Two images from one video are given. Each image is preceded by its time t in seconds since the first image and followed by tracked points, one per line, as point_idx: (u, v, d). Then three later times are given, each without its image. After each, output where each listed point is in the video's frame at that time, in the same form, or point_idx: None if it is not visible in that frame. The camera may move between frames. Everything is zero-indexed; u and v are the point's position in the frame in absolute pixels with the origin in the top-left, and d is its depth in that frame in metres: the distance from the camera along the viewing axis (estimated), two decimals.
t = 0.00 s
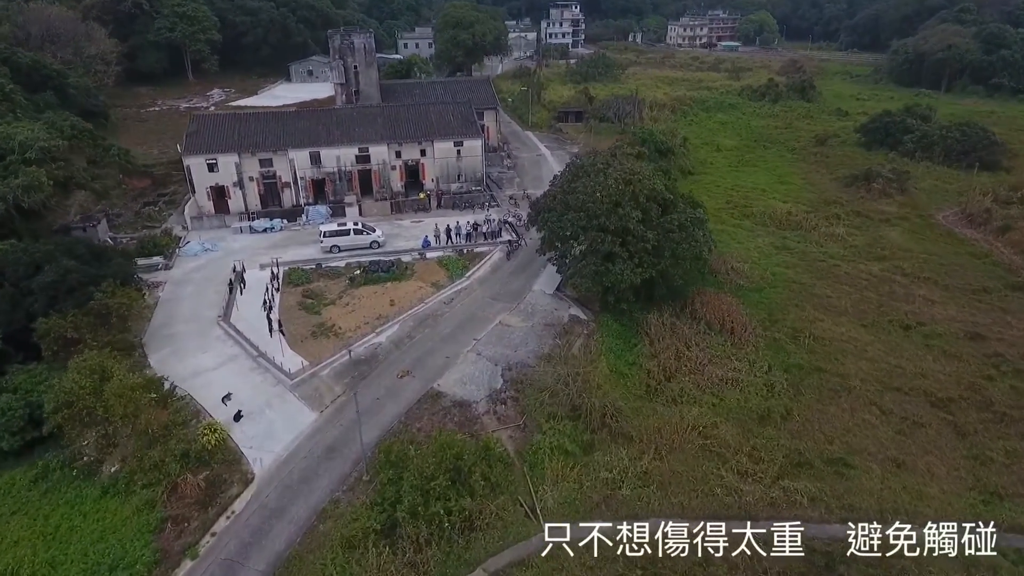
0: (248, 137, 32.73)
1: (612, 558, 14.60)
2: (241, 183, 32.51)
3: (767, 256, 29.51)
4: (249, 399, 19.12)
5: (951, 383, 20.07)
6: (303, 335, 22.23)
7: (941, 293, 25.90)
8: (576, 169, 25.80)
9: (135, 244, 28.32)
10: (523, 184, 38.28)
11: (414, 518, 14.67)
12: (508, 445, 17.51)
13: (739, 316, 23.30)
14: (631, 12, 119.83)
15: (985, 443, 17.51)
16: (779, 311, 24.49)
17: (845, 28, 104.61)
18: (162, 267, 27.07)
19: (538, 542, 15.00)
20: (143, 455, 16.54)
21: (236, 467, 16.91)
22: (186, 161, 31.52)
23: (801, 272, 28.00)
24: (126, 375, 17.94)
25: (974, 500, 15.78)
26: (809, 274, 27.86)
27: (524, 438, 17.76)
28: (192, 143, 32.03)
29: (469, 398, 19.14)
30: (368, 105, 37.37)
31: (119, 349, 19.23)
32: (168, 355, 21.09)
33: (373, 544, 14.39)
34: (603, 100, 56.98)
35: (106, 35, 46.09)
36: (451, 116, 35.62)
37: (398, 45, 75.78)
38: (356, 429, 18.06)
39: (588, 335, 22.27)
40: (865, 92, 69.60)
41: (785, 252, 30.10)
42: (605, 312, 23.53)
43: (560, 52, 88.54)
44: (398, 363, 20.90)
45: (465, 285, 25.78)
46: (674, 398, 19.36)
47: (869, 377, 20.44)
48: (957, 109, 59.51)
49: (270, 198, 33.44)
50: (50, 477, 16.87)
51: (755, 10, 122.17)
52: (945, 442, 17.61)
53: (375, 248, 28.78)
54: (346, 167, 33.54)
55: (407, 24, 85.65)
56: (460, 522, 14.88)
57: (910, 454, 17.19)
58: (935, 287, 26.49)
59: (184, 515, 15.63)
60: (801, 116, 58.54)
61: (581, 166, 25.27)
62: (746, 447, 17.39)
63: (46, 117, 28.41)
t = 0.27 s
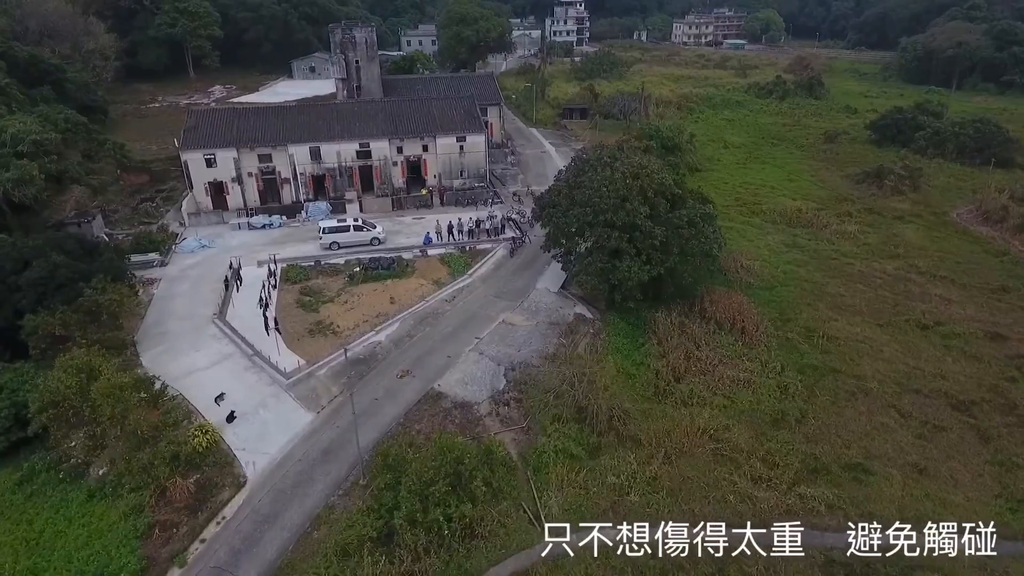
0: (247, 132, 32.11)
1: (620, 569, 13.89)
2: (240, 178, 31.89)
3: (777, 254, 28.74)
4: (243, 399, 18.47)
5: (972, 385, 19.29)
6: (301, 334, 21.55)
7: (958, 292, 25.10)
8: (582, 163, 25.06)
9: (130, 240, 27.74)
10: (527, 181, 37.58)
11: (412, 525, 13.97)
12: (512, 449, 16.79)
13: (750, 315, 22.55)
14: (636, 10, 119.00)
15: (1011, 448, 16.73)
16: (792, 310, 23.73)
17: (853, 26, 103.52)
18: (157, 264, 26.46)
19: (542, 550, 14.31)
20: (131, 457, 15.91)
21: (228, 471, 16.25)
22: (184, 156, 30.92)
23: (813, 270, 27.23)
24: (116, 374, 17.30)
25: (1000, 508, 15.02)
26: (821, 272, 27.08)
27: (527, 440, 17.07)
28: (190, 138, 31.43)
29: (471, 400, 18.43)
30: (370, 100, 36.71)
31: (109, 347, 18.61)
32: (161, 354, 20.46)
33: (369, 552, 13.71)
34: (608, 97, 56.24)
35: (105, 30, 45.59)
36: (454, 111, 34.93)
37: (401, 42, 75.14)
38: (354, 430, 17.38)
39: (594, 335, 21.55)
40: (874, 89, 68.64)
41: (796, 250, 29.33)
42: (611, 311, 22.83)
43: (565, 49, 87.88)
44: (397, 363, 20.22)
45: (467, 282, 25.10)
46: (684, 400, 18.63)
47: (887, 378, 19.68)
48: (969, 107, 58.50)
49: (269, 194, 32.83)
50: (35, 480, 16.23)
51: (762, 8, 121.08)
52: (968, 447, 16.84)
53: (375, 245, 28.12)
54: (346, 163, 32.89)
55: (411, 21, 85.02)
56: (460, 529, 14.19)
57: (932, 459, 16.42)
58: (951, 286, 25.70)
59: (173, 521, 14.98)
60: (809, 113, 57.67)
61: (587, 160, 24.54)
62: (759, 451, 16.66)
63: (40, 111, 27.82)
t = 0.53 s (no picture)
0: (243, 127, 31.40)
1: None
2: (235, 174, 31.17)
3: (787, 252, 27.93)
4: (234, 402, 17.72)
5: (994, 388, 18.47)
6: (294, 334, 20.80)
7: (976, 292, 24.27)
8: (586, 157, 24.29)
9: (122, 237, 27.07)
10: (529, 177, 36.80)
11: (408, 536, 13.21)
12: (513, 455, 16.01)
13: (761, 314, 21.77)
14: (639, 8, 118.15)
15: None
16: (804, 310, 22.91)
17: (859, 24, 102.53)
18: (149, 262, 25.76)
19: (545, 563, 13.55)
20: (114, 462, 15.18)
21: (215, 477, 15.50)
22: (178, 151, 30.21)
23: (824, 268, 26.41)
24: (99, 375, 16.58)
25: None
26: (832, 270, 26.26)
27: (529, 445, 16.31)
28: (184, 132, 30.73)
29: (471, 403, 17.65)
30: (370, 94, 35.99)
31: (94, 346, 17.89)
32: (150, 354, 19.74)
33: (362, 565, 12.96)
34: (612, 93, 55.43)
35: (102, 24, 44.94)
36: (455, 106, 34.16)
37: (402, 39, 74.40)
38: (348, 435, 16.62)
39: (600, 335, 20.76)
40: (881, 87, 67.72)
41: (806, 247, 28.51)
42: (616, 310, 22.07)
43: (567, 47, 86.97)
44: (394, 363, 19.46)
45: (468, 280, 24.33)
46: (693, 403, 17.85)
47: (904, 380, 18.87)
48: (978, 103, 57.55)
49: (266, 191, 32.13)
50: (15, 485, 15.52)
51: (766, 6, 120.10)
52: (992, 454, 16.04)
53: (374, 243, 27.38)
54: (344, 159, 32.17)
55: (413, 18, 84.29)
56: (458, 540, 13.43)
57: (955, 466, 15.62)
58: (968, 285, 24.87)
59: (157, 530, 14.25)
60: (816, 111, 56.80)
61: (592, 154, 23.75)
62: (773, 457, 15.88)
63: (30, 104, 27.14)
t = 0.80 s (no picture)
0: (239, 122, 30.77)
1: None
2: (231, 171, 30.56)
3: (795, 251, 27.25)
4: (224, 405, 17.08)
5: (1014, 391, 17.79)
6: (288, 334, 20.16)
7: (991, 291, 23.58)
8: (589, 153, 23.62)
9: (114, 234, 26.45)
10: (530, 175, 36.14)
11: (404, 548, 12.55)
12: (514, 460, 15.36)
13: (770, 314, 21.11)
14: (641, 6, 117.37)
15: None
16: (814, 310, 22.23)
17: (862, 22, 101.70)
18: (141, 260, 25.15)
19: None
20: (97, 468, 14.55)
21: (203, 483, 14.86)
22: (172, 147, 29.61)
23: (833, 267, 25.73)
24: (83, 377, 15.94)
25: None
26: (842, 269, 25.58)
27: (531, 450, 15.65)
28: (179, 128, 30.11)
29: (470, 406, 16.99)
30: (368, 90, 35.33)
31: (79, 347, 17.24)
32: (139, 354, 19.11)
33: None
34: (614, 90, 54.73)
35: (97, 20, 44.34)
36: (454, 102, 33.48)
37: (403, 37, 73.69)
38: (342, 440, 15.96)
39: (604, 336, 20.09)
40: (886, 84, 66.96)
41: (814, 246, 27.82)
42: (621, 310, 21.41)
43: (568, 45, 85.29)
44: (391, 365, 18.80)
45: (468, 279, 23.67)
46: (701, 407, 17.19)
47: (920, 383, 18.20)
48: (985, 101, 56.78)
49: (262, 188, 31.52)
50: None
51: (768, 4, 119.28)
52: (1015, 460, 15.37)
53: (371, 240, 26.73)
54: (342, 155, 31.52)
55: (414, 16, 83.60)
56: (457, 551, 12.77)
57: (976, 474, 14.96)
58: (982, 284, 24.18)
59: (142, 540, 13.61)
60: (821, 108, 56.07)
61: (595, 149, 23.07)
62: (785, 463, 15.23)
63: (19, 98, 26.51)
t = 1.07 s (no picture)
0: (233, 118, 30.03)
1: None
2: (224, 168, 29.82)
3: (803, 249, 26.49)
4: (211, 410, 16.32)
5: None
6: (280, 335, 19.41)
7: (1007, 291, 22.81)
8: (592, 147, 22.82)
9: (103, 232, 25.70)
10: (531, 172, 35.37)
11: (398, 564, 11.80)
12: (514, 469, 14.60)
13: (780, 315, 20.35)
14: (642, 4, 116.57)
15: None
16: (825, 310, 21.46)
17: (865, 20, 100.85)
18: (130, 259, 24.42)
19: None
20: (75, 477, 13.83)
21: (187, 493, 14.10)
22: (164, 143, 28.87)
23: (843, 266, 24.96)
24: (62, 381, 15.21)
25: None
26: (852, 268, 24.82)
27: (533, 458, 14.90)
28: (171, 123, 29.38)
29: (469, 411, 16.23)
30: (366, 85, 34.57)
31: (60, 350, 16.53)
32: (124, 356, 18.38)
33: None
34: (615, 87, 53.96)
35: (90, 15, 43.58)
36: (453, 97, 32.71)
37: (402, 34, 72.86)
38: (334, 447, 15.19)
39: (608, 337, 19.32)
40: (891, 81, 66.15)
41: (823, 244, 27.05)
42: (625, 310, 20.68)
43: (569, 42, 84.22)
44: (386, 368, 18.03)
45: (466, 278, 22.92)
46: (711, 412, 16.45)
47: (938, 387, 17.45)
48: (993, 97, 55.93)
49: (256, 184, 30.80)
50: None
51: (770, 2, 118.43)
52: None
53: (367, 238, 25.98)
54: (338, 151, 30.76)
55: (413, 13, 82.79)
56: (454, 568, 12.04)
57: (999, 483, 14.25)
58: (998, 284, 23.42)
59: (121, 554, 12.87)
60: (825, 105, 55.28)
61: (599, 144, 22.28)
62: (800, 472, 14.49)
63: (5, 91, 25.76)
